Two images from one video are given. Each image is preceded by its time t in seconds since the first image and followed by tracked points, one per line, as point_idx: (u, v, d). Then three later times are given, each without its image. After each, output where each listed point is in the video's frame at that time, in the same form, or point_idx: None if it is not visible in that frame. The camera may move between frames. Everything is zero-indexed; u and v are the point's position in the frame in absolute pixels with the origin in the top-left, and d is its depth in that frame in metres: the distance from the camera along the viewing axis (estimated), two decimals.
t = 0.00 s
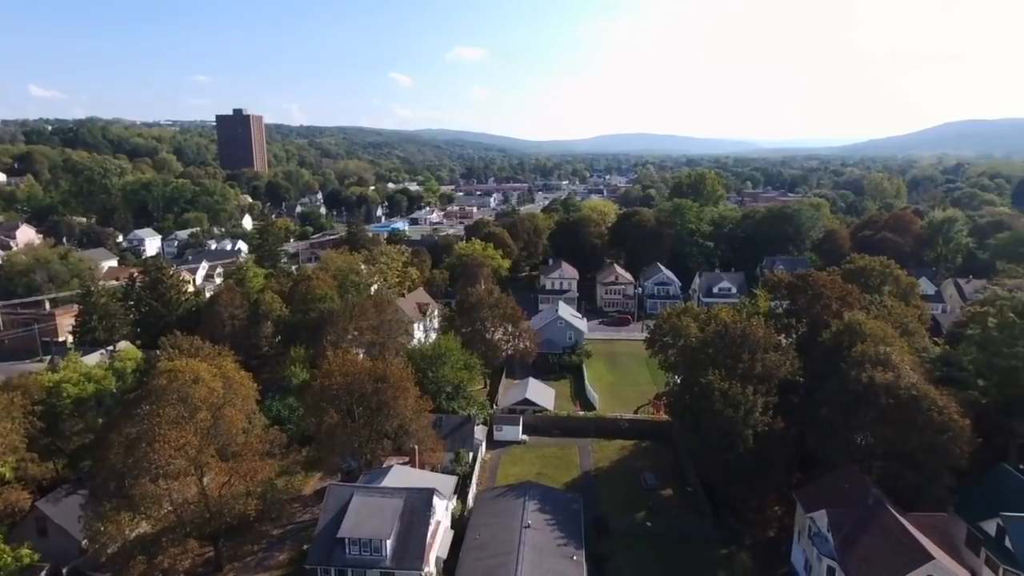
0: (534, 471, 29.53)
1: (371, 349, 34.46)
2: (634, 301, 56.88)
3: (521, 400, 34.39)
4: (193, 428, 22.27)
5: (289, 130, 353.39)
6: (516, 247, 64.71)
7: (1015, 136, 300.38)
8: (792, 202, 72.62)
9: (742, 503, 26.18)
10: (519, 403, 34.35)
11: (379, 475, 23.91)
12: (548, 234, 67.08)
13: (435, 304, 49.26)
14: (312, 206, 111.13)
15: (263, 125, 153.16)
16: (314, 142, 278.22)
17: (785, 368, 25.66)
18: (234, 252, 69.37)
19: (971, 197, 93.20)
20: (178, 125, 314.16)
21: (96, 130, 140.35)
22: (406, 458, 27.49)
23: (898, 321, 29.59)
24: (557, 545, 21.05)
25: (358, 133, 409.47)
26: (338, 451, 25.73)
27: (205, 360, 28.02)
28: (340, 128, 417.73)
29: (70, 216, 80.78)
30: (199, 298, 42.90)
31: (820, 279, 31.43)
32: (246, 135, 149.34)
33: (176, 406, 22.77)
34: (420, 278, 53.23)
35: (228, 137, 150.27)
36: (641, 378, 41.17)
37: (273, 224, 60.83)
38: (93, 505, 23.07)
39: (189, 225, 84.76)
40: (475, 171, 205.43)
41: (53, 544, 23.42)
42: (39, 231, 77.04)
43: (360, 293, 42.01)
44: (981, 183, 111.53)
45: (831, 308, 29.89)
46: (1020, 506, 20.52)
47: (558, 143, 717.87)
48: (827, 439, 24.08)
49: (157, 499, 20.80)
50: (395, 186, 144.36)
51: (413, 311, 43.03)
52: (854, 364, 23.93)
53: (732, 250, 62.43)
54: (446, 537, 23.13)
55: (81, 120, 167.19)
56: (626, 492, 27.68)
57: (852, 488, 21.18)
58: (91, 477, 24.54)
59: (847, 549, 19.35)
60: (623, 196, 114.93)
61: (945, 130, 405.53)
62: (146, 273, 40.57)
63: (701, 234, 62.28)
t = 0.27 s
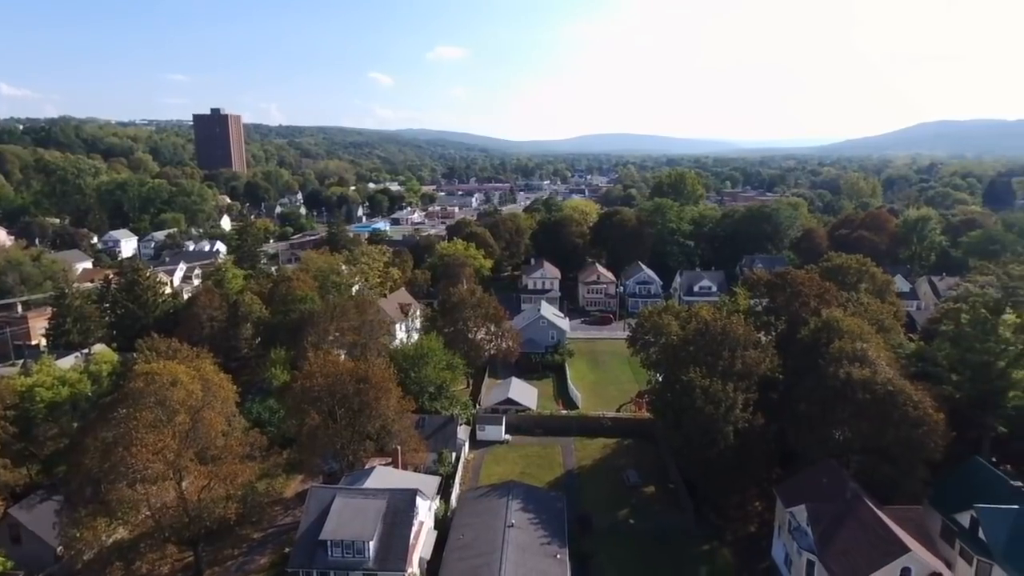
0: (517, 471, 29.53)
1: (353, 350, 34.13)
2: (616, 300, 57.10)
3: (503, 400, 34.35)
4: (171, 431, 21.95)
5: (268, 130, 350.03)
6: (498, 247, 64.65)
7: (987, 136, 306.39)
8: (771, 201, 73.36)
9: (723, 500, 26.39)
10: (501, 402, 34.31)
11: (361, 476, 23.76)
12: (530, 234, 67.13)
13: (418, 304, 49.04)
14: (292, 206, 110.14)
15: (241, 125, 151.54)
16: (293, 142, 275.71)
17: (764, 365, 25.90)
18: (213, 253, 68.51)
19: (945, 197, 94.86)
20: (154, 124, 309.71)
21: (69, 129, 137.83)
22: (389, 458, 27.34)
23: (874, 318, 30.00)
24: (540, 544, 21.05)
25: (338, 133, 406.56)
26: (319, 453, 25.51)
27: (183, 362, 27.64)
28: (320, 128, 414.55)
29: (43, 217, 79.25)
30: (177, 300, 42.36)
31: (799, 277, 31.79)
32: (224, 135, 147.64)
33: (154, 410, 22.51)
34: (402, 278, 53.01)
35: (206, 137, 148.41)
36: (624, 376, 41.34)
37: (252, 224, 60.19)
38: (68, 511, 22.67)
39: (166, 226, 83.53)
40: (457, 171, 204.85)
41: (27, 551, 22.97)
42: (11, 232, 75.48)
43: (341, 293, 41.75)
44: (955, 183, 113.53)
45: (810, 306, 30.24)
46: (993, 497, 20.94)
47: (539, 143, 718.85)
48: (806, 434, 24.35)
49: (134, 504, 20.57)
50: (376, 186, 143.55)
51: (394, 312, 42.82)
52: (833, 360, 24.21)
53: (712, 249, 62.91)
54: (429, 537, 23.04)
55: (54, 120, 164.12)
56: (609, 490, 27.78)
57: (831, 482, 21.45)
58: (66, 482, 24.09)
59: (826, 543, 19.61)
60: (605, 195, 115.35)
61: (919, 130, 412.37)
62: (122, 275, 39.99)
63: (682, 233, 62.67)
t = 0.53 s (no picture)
0: (501, 470, 29.51)
1: (335, 351, 33.79)
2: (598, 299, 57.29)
3: (487, 399, 34.30)
4: (150, 434, 21.57)
5: (247, 129, 346.36)
6: (481, 247, 64.55)
7: (961, 136, 311.86)
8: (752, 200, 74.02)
9: (706, 496, 26.58)
10: (485, 402, 34.25)
11: (344, 477, 23.59)
12: (513, 233, 67.13)
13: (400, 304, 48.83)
14: (272, 206, 109.12)
15: (220, 124, 149.87)
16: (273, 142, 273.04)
17: (746, 362, 26.12)
18: (192, 254, 67.66)
19: (920, 195, 96.41)
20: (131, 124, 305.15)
21: (43, 128, 135.27)
22: (372, 459, 27.16)
23: (852, 314, 30.39)
24: (525, 543, 21.04)
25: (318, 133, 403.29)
26: (302, 455, 25.29)
27: (162, 364, 27.26)
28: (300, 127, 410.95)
29: (16, 218, 77.72)
30: (155, 301, 41.80)
31: (779, 275, 32.09)
32: (203, 134, 145.89)
33: (131, 412, 22.15)
34: (384, 278, 52.77)
35: (184, 136, 146.49)
36: (607, 375, 41.49)
37: (231, 224, 59.51)
38: (44, 516, 22.30)
39: (143, 226, 82.29)
40: (439, 170, 204.19)
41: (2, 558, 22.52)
42: None
43: (323, 294, 41.45)
44: (930, 182, 115.38)
45: (789, 303, 30.55)
46: (968, 490, 21.35)
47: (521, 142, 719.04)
48: (786, 430, 24.61)
49: (112, 508, 20.19)
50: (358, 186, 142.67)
51: (377, 312, 42.59)
52: (812, 356, 24.47)
53: (694, 248, 63.34)
54: (413, 538, 22.94)
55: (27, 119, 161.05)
56: (593, 488, 27.86)
57: (811, 477, 21.68)
58: (41, 488, 23.67)
59: (807, 537, 19.83)
60: (587, 195, 115.72)
61: (895, 129, 418.63)
62: (99, 276, 39.38)
63: (663, 232, 63.04)
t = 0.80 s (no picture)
0: (486, 470, 29.47)
1: (318, 352, 33.52)
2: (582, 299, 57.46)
3: (471, 400, 34.23)
4: (128, 438, 21.28)
5: (228, 129, 342.93)
6: (465, 247, 64.46)
7: (937, 137, 316.95)
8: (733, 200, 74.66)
9: (689, 494, 26.75)
10: (469, 402, 34.16)
11: (328, 480, 23.43)
12: (496, 234, 67.12)
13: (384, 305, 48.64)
14: (253, 207, 108.14)
15: (200, 124, 148.29)
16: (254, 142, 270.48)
17: (728, 361, 26.33)
18: (171, 255, 66.85)
19: (897, 195, 97.85)
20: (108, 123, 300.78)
21: (17, 128, 132.87)
22: (356, 461, 26.98)
23: (832, 313, 30.73)
24: (510, 543, 21.03)
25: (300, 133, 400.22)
26: (284, 458, 25.06)
27: (140, 367, 26.88)
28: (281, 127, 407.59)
29: None
30: (134, 303, 41.24)
31: (760, 274, 32.39)
32: (182, 134, 144.22)
33: (110, 417, 21.81)
34: (367, 278, 52.53)
35: (162, 136, 144.73)
36: (590, 374, 41.61)
37: (211, 225, 58.86)
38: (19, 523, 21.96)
39: (121, 227, 81.13)
40: (422, 170, 203.55)
41: None
42: None
43: (305, 295, 41.14)
44: (907, 182, 117.10)
45: (770, 301, 30.85)
46: (945, 485, 21.70)
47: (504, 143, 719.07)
48: (768, 427, 24.85)
49: (90, 514, 19.89)
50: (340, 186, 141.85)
51: (360, 313, 42.38)
52: (793, 354, 24.71)
53: (676, 247, 63.75)
54: (397, 539, 22.83)
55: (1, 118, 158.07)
56: (578, 487, 27.92)
57: (793, 473, 21.90)
58: (16, 494, 23.22)
59: (789, 532, 20.03)
60: (571, 195, 116.05)
61: (873, 130, 424.56)
62: (75, 278, 38.72)
63: (646, 232, 63.37)
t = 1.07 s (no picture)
0: (471, 470, 29.41)
1: (301, 353, 33.26)
2: (567, 298, 57.54)
3: (457, 400, 34.15)
4: (108, 442, 20.84)
5: (209, 129, 339.31)
6: (449, 247, 64.32)
7: (915, 137, 321.67)
8: (716, 199, 75.16)
9: (674, 491, 26.89)
10: (455, 402, 34.06)
11: (312, 482, 23.24)
12: (481, 233, 67.03)
13: (368, 305, 48.39)
14: (235, 207, 107.11)
15: (180, 124, 146.62)
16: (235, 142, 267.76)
17: (711, 359, 26.49)
18: (151, 256, 65.96)
19: (876, 194, 99.20)
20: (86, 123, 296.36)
21: None
22: (340, 463, 26.80)
23: (813, 310, 31.05)
24: (496, 543, 21.02)
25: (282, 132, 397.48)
26: (268, 461, 24.84)
27: (120, 370, 26.52)
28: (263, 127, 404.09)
29: None
30: (114, 305, 40.66)
31: (743, 272, 32.65)
32: (161, 133, 142.47)
33: (88, 421, 21.06)
34: (351, 279, 52.22)
35: (142, 136, 142.83)
36: (576, 373, 41.68)
37: (192, 225, 58.18)
38: None
39: (99, 229, 79.95)
40: (406, 170, 202.66)
41: None
42: None
43: (288, 296, 40.80)
44: (886, 181, 118.71)
45: (753, 300, 31.12)
46: (924, 479, 22.02)
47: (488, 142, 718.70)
48: (751, 424, 25.05)
49: (69, 519, 19.79)
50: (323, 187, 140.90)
51: (344, 313, 42.14)
52: (775, 352, 24.92)
53: (660, 247, 64.07)
54: (383, 541, 22.72)
55: None
56: (563, 486, 27.97)
57: (776, 470, 22.09)
58: None
59: (772, 528, 20.20)
60: (555, 194, 116.21)
61: (853, 130, 429.94)
62: (52, 280, 38.06)
63: (630, 231, 63.63)
